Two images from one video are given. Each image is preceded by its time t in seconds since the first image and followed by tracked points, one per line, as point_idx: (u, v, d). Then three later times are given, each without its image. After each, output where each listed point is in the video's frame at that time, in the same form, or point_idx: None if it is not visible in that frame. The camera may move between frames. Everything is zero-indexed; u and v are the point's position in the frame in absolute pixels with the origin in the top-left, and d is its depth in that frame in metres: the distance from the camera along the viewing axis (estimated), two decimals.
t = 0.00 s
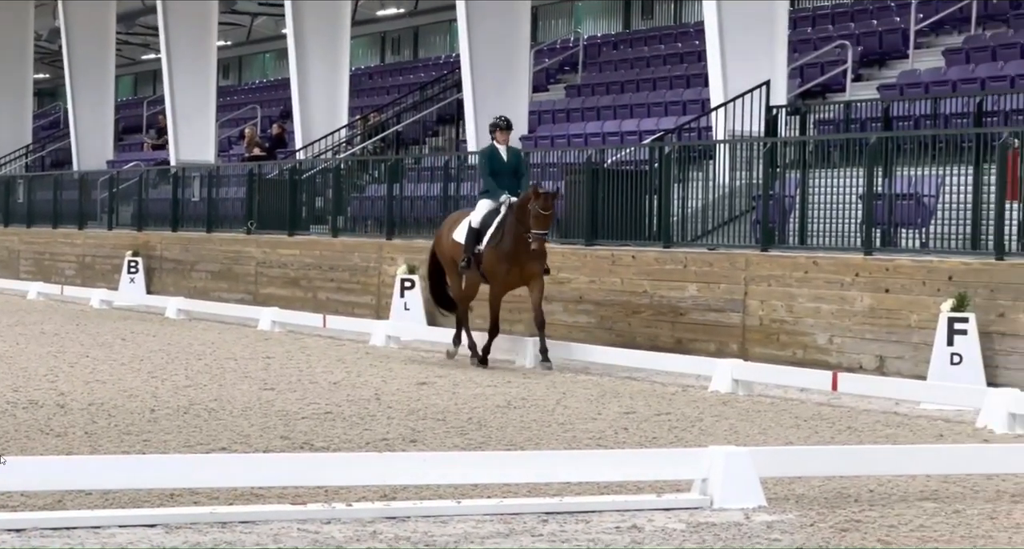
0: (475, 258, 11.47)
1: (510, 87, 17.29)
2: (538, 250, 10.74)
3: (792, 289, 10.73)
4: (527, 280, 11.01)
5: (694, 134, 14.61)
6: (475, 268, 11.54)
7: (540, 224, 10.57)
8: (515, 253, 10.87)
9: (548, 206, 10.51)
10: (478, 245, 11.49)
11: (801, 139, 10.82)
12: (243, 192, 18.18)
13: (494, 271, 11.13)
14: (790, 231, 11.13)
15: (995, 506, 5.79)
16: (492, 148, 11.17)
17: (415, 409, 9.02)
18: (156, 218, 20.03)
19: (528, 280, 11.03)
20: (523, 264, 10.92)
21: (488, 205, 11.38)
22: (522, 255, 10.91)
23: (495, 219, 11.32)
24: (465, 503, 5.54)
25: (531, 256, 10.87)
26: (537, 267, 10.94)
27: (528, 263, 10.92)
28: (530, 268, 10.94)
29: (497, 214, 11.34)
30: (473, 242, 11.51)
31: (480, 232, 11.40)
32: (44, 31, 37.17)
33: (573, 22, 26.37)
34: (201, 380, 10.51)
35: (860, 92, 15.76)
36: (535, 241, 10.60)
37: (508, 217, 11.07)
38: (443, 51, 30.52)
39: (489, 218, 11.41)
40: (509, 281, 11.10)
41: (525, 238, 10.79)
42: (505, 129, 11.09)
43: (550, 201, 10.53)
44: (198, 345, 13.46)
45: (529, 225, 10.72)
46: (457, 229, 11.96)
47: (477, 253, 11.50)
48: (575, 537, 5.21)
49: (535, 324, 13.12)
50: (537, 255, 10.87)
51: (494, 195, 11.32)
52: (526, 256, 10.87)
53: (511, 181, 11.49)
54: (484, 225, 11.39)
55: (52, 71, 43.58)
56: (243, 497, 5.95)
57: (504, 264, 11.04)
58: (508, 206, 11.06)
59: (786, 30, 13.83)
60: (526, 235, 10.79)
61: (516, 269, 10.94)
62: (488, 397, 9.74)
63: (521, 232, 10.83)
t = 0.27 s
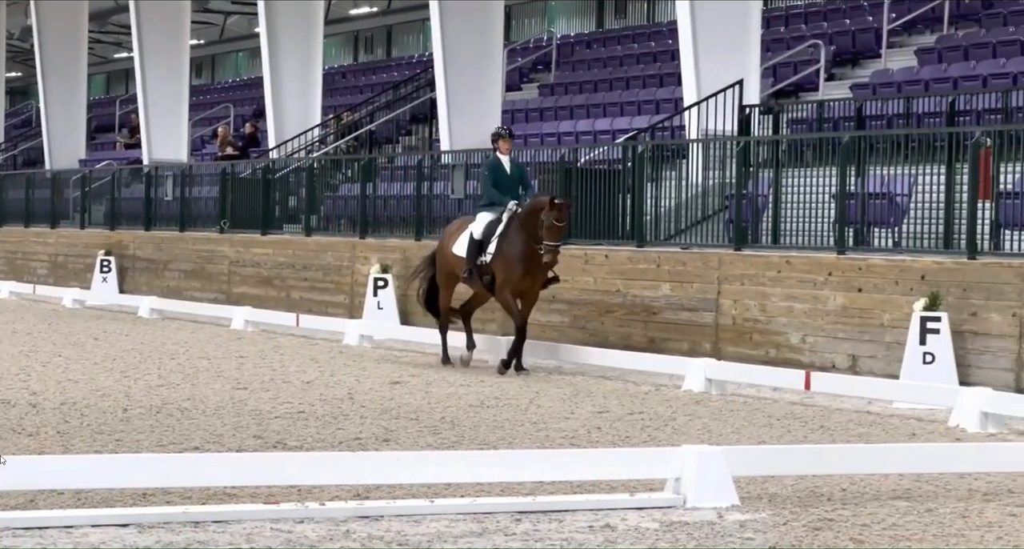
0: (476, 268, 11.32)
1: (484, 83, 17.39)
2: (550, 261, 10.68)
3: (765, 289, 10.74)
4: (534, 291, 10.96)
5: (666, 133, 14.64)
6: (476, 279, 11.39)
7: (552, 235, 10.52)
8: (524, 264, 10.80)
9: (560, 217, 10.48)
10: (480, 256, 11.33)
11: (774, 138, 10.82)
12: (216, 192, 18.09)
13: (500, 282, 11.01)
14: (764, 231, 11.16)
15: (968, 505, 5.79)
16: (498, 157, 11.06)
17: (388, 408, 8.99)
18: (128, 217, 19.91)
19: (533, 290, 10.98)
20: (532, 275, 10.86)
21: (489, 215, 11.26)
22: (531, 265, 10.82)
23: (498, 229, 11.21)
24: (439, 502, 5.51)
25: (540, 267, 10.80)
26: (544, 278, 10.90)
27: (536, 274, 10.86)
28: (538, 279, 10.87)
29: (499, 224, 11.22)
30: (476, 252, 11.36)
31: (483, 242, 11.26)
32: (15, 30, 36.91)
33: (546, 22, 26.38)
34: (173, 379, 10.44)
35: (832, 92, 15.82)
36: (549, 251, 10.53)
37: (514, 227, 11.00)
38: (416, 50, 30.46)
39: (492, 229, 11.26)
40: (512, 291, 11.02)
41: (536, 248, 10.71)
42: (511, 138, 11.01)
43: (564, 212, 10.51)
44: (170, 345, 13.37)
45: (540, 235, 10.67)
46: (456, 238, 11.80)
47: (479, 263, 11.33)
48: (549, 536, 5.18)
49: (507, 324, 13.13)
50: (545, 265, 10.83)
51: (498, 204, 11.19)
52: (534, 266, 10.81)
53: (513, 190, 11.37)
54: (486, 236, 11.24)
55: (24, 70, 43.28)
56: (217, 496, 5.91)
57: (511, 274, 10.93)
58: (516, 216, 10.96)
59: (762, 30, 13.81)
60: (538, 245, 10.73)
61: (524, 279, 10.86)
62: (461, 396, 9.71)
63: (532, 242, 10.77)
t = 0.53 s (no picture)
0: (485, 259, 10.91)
1: (450, 83, 17.68)
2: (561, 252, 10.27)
3: (732, 287, 10.76)
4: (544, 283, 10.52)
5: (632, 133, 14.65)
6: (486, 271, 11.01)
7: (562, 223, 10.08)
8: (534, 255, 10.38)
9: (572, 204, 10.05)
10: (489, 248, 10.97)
11: (741, 137, 10.85)
12: (183, 191, 17.98)
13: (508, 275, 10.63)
14: (730, 230, 11.16)
15: (933, 503, 5.81)
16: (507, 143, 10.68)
17: (355, 407, 8.94)
18: (94, 216, 19.77)
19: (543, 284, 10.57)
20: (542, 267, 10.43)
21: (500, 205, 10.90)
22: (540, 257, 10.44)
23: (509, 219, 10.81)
24: (407, 502, 5.47)
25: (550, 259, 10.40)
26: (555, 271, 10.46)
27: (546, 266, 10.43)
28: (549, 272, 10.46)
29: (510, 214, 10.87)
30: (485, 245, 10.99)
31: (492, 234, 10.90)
32: None
33: (513, 21, 26.38)
34: (139, 378, 10.36)
35: (798, 92, 15.90)
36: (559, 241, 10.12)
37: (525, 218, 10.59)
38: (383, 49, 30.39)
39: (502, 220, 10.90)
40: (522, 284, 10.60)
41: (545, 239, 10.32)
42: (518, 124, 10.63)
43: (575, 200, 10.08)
44: (135, 344, 13.26)
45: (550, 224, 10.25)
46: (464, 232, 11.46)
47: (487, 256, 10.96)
48: (515, 535, 5.16)
49: (474, 322, 13.12)
50: (556, 257, 10.39)
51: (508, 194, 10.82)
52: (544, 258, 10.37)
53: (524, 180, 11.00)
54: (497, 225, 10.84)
55: None
56: (184, 495, 5.86)
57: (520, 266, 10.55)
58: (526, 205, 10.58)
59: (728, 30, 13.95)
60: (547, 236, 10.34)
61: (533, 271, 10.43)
62: (428, 395, 9.68)
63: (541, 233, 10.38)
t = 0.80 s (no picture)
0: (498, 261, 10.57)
1: (418, 83, 17.64)
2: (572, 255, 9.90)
3: (700, 286, 10.77)
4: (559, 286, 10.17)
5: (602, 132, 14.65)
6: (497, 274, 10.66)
7: (572, 225, 9.74)
8: (545, 257, 10.03)
9: (580, 206, 9.70)
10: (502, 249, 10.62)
11: (709, 136, 10.83)
12: (151, 190, 17.88)
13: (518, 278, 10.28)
14: (698, 229, 11.17)
15: (902, 502, 5.83)
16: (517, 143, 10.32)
17: (324, 406, 8.90)
18: (61, 215, 19.64)
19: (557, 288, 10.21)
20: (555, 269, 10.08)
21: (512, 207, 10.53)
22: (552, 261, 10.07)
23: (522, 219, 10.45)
24: (376, 502, 5.43)
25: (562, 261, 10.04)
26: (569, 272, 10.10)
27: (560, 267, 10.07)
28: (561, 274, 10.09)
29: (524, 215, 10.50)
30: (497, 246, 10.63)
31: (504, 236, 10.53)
32: None
33: (482, 20, 26.34)
34: (107, 378, 10.27)
35: (767, 91, 15.94)
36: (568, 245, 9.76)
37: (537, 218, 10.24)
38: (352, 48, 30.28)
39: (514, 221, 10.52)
40: (535, 287, 10.26)
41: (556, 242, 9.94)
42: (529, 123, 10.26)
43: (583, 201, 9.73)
44: (102, 343, 13.15)
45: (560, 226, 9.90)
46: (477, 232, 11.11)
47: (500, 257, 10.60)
48: (484, 534, 5.13)
49: (443, 321, 13.10)
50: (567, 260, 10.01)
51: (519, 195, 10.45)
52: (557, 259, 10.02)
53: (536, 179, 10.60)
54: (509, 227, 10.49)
55: None
56: (153, 494, 5.81)
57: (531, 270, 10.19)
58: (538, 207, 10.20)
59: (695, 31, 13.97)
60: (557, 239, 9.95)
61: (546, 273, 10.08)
62: (396, 394, 9.64)
63: (552, 236, 10.00)
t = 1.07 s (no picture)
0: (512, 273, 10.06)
1: (392, 82, 17.60)
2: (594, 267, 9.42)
3: (674, 286, 10.78)
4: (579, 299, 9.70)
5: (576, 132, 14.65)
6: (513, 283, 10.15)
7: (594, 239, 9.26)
8: (566, 270, 9.55)
9: (603, 219, 9.23)
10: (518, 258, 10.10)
11: (683, 136, 10.84)
12: (125, 189, 17.79)
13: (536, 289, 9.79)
14: (673, 228, 11.18)
15: (875, 501, 5.84)
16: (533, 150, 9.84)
17: (298, 406, 8.86)
18: (35, 214, 19.52)
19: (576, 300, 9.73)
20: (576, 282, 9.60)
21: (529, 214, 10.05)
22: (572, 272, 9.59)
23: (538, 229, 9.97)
24: (350, 501, 5.40)
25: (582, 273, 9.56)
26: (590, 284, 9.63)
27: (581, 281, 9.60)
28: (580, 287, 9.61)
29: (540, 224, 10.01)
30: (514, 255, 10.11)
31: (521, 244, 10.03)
32: None
33: (456, 20, 26.31)
34: (80, 377, 10.19)
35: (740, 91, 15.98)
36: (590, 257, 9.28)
37: (555, 229, 9.76)
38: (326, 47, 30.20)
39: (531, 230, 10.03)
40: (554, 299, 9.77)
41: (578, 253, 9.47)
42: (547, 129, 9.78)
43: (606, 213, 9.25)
44: (75, 342, 13.05)
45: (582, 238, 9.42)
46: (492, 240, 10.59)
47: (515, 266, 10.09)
48: (458, 533, 5.11)
49: (418, 321, 13.07)
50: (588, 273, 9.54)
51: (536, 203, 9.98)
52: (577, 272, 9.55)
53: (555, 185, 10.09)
54: (525, 236, 10.00)
55: None
56: (126, 495, 5.77)
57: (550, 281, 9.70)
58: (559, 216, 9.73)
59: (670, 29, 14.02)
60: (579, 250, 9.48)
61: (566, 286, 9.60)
62: (371, 393, 9.61)
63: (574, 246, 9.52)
